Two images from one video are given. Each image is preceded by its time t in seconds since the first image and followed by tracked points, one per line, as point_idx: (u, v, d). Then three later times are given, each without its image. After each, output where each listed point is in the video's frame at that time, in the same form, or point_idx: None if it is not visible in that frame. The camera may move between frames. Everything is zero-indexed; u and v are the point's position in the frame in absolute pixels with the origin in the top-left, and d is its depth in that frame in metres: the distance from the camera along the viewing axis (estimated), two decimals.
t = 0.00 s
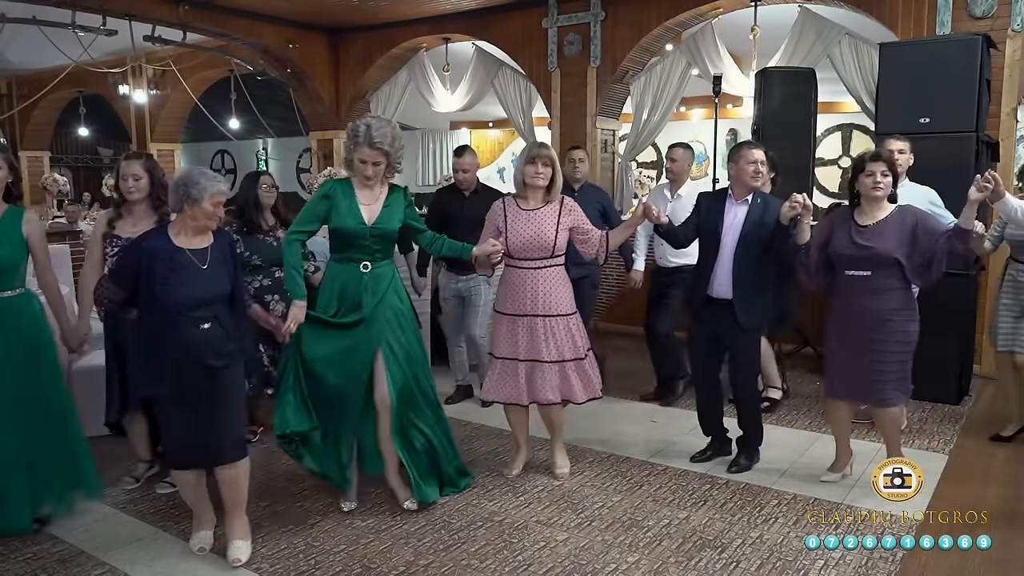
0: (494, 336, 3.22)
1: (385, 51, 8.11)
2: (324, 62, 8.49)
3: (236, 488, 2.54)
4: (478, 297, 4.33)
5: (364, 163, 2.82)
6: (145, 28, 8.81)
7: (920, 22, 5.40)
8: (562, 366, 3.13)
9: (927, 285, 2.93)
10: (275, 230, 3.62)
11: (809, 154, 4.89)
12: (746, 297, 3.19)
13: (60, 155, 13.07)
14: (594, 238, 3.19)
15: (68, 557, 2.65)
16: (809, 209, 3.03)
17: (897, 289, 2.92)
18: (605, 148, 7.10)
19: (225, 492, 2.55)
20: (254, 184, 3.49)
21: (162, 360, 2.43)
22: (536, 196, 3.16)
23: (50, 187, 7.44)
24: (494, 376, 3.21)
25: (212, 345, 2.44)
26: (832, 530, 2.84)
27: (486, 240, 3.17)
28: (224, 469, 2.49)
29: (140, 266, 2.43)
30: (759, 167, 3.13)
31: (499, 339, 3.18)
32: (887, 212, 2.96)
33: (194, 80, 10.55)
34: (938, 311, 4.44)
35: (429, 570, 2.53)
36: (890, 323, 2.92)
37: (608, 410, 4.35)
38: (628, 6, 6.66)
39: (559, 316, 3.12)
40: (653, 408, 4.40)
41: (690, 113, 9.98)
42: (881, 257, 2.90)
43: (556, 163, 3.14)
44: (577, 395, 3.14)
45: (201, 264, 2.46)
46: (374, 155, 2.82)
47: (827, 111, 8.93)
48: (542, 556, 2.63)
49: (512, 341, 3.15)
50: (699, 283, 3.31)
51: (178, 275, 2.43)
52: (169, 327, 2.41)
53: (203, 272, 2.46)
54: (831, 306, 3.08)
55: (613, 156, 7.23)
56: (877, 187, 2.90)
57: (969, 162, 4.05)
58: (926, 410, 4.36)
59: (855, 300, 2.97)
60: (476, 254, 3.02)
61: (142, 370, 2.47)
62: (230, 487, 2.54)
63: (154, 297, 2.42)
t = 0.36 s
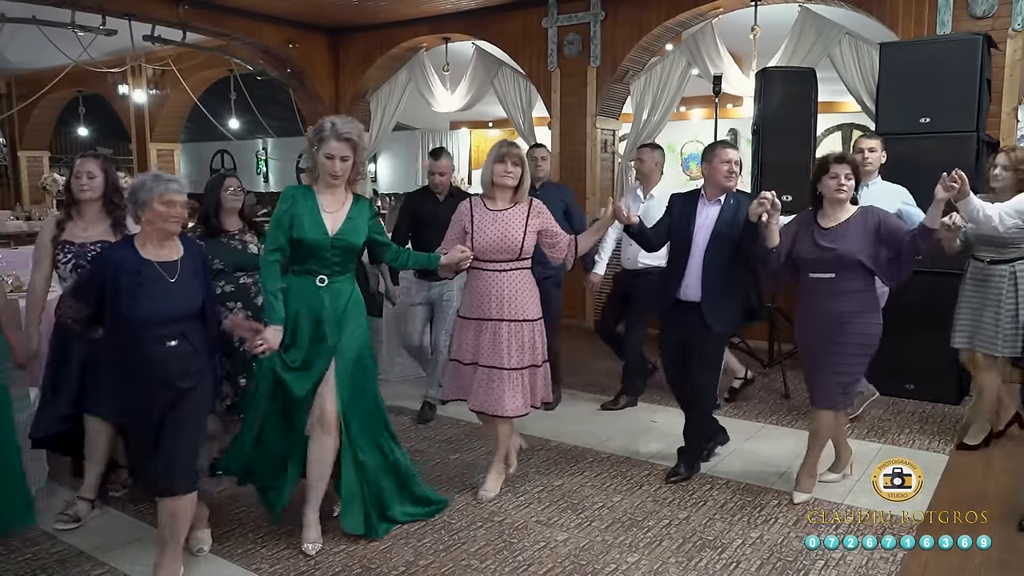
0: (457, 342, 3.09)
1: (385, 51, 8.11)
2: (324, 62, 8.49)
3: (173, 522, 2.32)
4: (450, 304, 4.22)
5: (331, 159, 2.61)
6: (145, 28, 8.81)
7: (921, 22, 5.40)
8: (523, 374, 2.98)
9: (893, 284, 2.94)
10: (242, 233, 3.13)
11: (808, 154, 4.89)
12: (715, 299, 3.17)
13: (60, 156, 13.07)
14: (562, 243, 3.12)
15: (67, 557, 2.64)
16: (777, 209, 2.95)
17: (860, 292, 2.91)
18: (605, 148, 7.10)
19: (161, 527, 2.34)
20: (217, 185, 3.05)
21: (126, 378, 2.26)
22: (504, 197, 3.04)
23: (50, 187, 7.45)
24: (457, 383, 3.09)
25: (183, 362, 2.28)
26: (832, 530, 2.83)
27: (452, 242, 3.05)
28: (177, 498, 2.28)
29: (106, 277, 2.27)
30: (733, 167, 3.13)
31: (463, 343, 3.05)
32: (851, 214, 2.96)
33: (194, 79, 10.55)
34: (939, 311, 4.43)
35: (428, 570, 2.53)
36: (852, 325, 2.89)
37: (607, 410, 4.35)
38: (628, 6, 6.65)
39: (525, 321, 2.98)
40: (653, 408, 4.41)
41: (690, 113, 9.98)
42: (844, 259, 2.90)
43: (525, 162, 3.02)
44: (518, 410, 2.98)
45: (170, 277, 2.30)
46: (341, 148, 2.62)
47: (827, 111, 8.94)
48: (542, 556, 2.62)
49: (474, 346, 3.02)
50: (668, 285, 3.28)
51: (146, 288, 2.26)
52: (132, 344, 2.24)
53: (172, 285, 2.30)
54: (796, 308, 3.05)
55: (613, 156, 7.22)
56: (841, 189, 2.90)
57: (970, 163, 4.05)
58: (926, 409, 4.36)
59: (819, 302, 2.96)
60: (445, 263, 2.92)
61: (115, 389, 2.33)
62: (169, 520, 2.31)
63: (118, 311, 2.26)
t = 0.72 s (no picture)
0: (429, 346, 3.01)
1: (385, 51, 8.11)
2: (324, 62, 8.48)
3: (159, 523, 2.37)
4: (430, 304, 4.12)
5: (297, 138, 2.47)
6: (145, 28, 8.80)
7: (921, 22, 5.39)
8: (497, 378, 2.96)
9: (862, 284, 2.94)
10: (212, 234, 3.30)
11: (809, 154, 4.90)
12: (698, 298, 3.16)
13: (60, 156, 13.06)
14: (536, 243, 3.09)
15: (67, 558, 2.63)
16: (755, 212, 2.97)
17: (833, 291, 2.94)
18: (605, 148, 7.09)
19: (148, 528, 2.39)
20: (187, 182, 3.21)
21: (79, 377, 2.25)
22: (477, 196, 3.01)
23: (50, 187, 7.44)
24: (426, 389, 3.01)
25: (139, 359, 2.28)
26: (832, 530, 2.83)
27: (425, 240, 2.96)
28: (155, 499, 2.34)
29: (55, 276, 2.25)
30: (709, 164, 3.12)
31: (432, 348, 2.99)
32: (824, 212, 2.97)
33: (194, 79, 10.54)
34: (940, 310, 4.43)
35: (428, 570, 2.52)
36: (825, 325, 2.94)
37: (607, 410, 4.35)
38: (628, 6, 6.65)
39: (499, 323, 2.98)
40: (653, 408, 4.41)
41: (691, 113, 9.97)
42: (815, 258, 2.92)
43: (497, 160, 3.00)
44: (512, 407, 3.03)
45: (122, 273, 2.29)
46: (307, 127, 2.47)
47: (828, 111, 8.94)
48: (542, 556, 2.62)
49: (446, 350, 2.97)
50: (648, 287, 3.28)
51: (97, 284, 2.25)
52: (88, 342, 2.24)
53: (124, 281, 2.28)
54: (773, 308, 3.09)
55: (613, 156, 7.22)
56: (815, 187, 2.90)
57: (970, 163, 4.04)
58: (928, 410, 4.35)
59: (793, 303, 2.99)
60: (419, 256, 2.82)
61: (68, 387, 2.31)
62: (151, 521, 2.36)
63: (71, 309, 2.23)
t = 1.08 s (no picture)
0: (401, 350, 2.97)
1: (385, 51, 8.10)
2: (324, 62, 8.47)
3: (126, 525, 2.35)
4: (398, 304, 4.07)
5: (261, 142, 2.37)
6: (144, 28, 8.79)
7: (921, 21, 5.39)
8: (474, 379, 2.97)
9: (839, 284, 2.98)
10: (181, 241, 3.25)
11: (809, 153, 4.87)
12: (668, 297, 3.15)
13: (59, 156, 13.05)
14: (501, 244, 3.10)
15: (67, 558, 2.63)
16: (719, 205, 3.06)
17: (809, 289, 2.97)
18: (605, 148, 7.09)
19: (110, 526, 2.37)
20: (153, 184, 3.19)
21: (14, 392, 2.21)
22: (445, 198, 2.98)
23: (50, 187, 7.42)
24: (398, 395, 2.96)
25: (76, 370, 2.24)
26: (832, 530, 2.82)
27: (389, 246, 2.93)
28: (110, 500, 2.30)
29: None
30: (672, 164, 3.11)
31: (405, 355, 2.95)
32: (798, 212, 2.99)
33: (194, 80, 10.57)
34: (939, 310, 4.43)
35: (428, 571, 2.51)
36: (800, 325, 2.96)
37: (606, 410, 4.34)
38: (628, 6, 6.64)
39: (471, 327, 2.97)
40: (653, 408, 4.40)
41: (690, 113, 9.97)
42: (795, 257, 2.94)
43: (465, 163, 2.97)
44: (486, 410, 3.00)
45: (51, 283, 2.24)
46: (272, 130, 2.38)
47: (828, 111, 8.95)
48: (541, 556, 2.61)
49: (422, 356, 2.93)
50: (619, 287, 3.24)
51: (26, 297, 2.20)
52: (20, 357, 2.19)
53: (54, 292, 2.23)
54: (744, 303, 3.13)
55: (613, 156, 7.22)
56: (789, 187, 2.92)
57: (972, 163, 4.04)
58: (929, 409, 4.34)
59: (767, 301, 3.02)
60: (374, 270, 2.72)
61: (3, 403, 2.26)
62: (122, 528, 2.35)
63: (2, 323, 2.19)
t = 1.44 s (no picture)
0: (384, 351, 2.95)
1: (384, 51, 8.10)
2: (324, 62, 8.48)
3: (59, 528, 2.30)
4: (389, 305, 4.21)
5: (234, 139, 2.34)
6: (144, 28, 8.79)
7: (920, 22, 5.40)
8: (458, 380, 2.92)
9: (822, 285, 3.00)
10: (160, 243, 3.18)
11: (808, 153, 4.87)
12: (650, 296, 3.14)
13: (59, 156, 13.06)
14: (485, 245, 3.07)
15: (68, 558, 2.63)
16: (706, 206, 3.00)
17: (793, 290, 2.97)
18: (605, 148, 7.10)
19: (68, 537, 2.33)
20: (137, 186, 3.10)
21: None
22: (428, 199, 2.95)
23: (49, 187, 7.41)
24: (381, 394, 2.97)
25: (45, 368, 2.19)
26: (831, 530, 2.83)
27: (374, 249, 2.91)
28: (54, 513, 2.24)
29: None
30: (651, 162, 3.10)
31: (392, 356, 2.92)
32: (782, 213, 3.01)
33: (194, 80, 10.57)
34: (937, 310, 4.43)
35: (428, 570, 2.52)
36: (785, 326, 2.96)
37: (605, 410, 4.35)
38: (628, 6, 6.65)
39: (455, 326, 2.92)
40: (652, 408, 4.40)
41: (690, 113, 9.98)
42: (781, 259, 2.95)
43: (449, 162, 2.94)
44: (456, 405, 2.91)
45: (11, 280, 2.17)
46: (244, 126, 2.35)
47: (827, 111, 8.97)
48: (541, 556, 2.62)
49: (407, 357, 2.90)
50: (598, 286, 3.24)
51: None
52: None
53: (15, 290, 2.17)
54: (729, 304, 3.14)
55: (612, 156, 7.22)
56: (773, 187, 2.94)
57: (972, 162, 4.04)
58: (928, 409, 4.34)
59: (753, 301, 3.02)
60: (367, 267, 2.74)
61: None
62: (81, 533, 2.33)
63: None
